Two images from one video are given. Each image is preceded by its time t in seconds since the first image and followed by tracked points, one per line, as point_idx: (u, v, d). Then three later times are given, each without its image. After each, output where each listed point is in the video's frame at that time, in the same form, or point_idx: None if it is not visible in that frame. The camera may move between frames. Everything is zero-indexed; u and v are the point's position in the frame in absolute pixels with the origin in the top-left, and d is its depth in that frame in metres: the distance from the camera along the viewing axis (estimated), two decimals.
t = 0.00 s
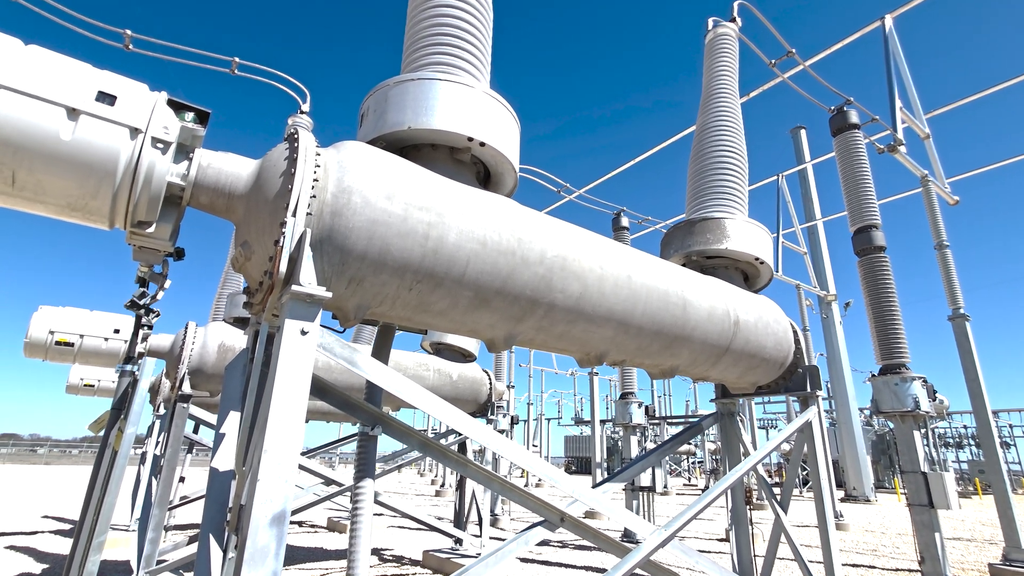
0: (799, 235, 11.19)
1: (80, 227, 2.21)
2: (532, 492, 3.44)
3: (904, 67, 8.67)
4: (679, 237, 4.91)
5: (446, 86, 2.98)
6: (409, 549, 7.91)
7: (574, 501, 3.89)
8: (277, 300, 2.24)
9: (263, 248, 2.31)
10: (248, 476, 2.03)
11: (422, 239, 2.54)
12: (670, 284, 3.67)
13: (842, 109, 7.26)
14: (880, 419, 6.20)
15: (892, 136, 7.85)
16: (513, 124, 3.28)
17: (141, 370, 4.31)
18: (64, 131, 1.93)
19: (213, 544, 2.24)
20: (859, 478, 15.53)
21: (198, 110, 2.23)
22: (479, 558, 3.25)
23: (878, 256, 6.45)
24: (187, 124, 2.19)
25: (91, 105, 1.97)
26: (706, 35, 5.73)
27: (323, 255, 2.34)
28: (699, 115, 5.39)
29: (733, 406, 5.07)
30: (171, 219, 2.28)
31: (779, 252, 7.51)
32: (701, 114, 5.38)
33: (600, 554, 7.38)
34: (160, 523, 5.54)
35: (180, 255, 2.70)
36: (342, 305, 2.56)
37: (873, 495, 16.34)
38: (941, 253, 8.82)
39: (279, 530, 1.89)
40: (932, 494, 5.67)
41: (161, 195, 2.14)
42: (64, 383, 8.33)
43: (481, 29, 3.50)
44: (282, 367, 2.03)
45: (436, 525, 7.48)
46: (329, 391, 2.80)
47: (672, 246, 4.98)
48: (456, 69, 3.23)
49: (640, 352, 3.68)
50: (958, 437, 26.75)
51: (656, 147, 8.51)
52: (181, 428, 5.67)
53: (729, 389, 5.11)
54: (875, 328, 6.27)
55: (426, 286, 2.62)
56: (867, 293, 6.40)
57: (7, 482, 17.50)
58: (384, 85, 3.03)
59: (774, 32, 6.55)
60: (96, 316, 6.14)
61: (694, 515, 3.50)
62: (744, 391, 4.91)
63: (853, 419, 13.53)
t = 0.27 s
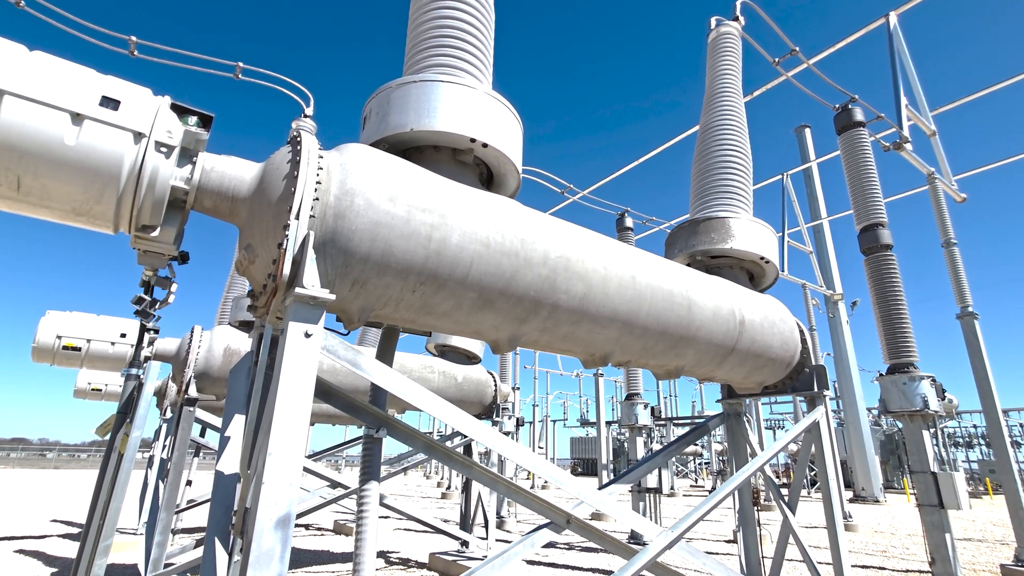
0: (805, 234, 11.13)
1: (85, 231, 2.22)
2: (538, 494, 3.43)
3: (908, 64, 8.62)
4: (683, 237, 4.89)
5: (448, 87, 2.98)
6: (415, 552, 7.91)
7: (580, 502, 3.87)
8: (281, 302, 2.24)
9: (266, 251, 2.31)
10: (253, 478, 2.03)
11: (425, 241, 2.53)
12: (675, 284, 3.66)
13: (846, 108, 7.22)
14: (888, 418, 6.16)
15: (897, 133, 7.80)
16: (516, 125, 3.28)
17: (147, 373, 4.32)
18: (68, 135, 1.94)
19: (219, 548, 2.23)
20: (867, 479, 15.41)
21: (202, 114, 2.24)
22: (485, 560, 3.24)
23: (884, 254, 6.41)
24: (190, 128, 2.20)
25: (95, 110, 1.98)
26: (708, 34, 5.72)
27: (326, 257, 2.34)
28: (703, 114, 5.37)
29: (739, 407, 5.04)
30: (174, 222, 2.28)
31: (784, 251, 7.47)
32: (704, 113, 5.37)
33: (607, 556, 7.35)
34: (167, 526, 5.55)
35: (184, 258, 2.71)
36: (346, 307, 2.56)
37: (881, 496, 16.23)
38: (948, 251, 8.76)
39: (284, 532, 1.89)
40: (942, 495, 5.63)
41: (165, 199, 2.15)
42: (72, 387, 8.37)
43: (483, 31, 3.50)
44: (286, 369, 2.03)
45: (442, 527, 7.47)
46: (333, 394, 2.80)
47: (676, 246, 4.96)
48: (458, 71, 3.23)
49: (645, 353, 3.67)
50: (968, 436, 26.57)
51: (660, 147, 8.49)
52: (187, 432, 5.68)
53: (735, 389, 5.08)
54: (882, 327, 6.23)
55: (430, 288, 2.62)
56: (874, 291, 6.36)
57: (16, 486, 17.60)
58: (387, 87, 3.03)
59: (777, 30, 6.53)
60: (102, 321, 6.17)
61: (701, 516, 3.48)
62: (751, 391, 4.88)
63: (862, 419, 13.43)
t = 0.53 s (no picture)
0: (809, 234, 11.10)
1: (93, 235, 2.23)
2: (544, 495, 3.42)
3: (913, 62, 8.59)
4: (688, 237, 4.88)
5: (453, 89, 2.98)
6: (420, 553, 7.90)
7: (587, 504, 3.86)
8: (288, 305, 2.25)
9: (273, 254, 2.32)
10: (262, 481, 2.03)
11: (431, 243, 2.54)
12: (681, 284, 3.65)
13: (851, 106, 7.20)
14: (895, 418, 6.13)
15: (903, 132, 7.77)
16: (520, 126, 3.28)
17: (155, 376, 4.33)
18: (77, 140, 1.95)
19: (228, 550, 2.24)
20: (873, 479, 15.35)
21: (208, 117, 2.25)
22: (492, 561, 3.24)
23: (890, 253, 6.39)
24: (197, 131, 2.21)
25: (103, 113, 1.99)
26: (712, 34, 5.71)
27: (333, 259, 2.35)
28: (707, 114, 5.36)
29: (745, 407, 5.03)
30: (182, 225, 2.29)
31: (789, 251, 7.45)
32: (708, 113, 5.36)
33: (612, 557, 7.33)
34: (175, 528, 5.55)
35: (192, 261, 2.72)
36: (352, 309, 2.57)
37: (888, 496, 16.15)
38: (954, 250, 8.71)
39: (293, 535, 1.89)
40: (950, 495, 5.60)
41: (173, 202, 2.16)
42: (78, 390, 8.42)
43: (487, 32, 3.50)
44: (294, 371, 2.04)
45: (448, 528, 7.46)
46: (339, 396, 2.80)
47: (682, 246, 4.95)
48: (462, 72, 3.23)
49: (651, 354, 3.66)
50: (974, 436, 26.43)
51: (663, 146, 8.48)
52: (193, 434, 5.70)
53: (741, 389, 5.07)
54: (889, 327, 6.21)
55: (436, 289, 2.62)
56: (880, 291, 6.34)
57: (22, 489, 17.70)
58: (392, 89, 3.03)
59: (781, 29, 6.51)
60: (109, 323, 6.20)
61: (708, 517, 3.47)
62: (757, 392, 4.87)
63: (867, 418, 13.38)
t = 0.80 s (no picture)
0: (811, 233, 11.09)
1: (102, 234, 2.22)
2: (551, 494, 3.42)
3: (916, 61, 8.58)
4: (694, 236, 4.87)
5: (461, 87, 2.97)
6: (423, 552, 7.90)
7: (593, 503, 3.86)
8: (299, 304, 2.24)
9: (284, 253, 2.31)
10: (274, 480, 2.02)
11: (440, 242, 2.53)
12: (688, 283, 3.64)
13: (854, 106, 7.19)
14: (899, 417, 6.13)
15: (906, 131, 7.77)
16: (528, 125, 3.27)
17: (165, 376, 4.32)
18: (88, 138, 1.94)
19: (239, 550, 2.23)
20: (874, 479, 15.35)
21: (218, 116, 2.24)
22: (499, 561, 3.24)
23: (894, 253, 6.38)
24: (207, 129, 2.20)
25: (114, 112, 1.98)
26: (717, 33, 5.69)
27: (343, 258, 2.34)
28: (712, 113, 5.35)
29: (751, 407, 5.02)
30: (191, 224, 2.28)
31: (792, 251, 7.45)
32: (713, 112, 5.35)
33: (615, 556, 7.33)
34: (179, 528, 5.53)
35: (200, 260, 2.71)
36: (361, 309, 2.56)
37: (888, 495, 16.16)
38: (957, 249, 8.71)
39: (306, 535, 1.89)
40: (954, 495, 5.60)
41: (183, 201, 2.15)
42: (80, 389, 8.41)
43: (494, 31, 3.49)
44: (305, 371, 2.03)
45: (451, 528, 7.45)
46: (347, 395, 2.79)
47: (687, 245, 4.94)
48: (470, 71, 3.22)
49: (658, 353, 3.65)
50: (975, 435, 26.46)
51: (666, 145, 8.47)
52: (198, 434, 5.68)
53: (746, 389, 5.06)
54: (892, 326, 6.20)
55: (445, 289, 2.61)
56: (884, 291, 6.33)
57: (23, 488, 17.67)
58: (400, 88, 3.03)
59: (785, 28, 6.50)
60: (112, 322, 6.19)
61: (716, 517, 3.46)
62: (762, 391, 4.86)
63: (869, 418, 13.37)
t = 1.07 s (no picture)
0: (810, 231, 11.11)
1: (109, 231, 2.21)
2: (557, 492, 3.41)
3: (916, 59, 8.59)
4: (697, 234, 4.87)
5: (468, 84, 2.96)
6: (424, 550, 7.90)
7: (598, 501, 3.86)
8: (308, 301, 2.22)
9: (292, 250, 2.29)
10: (284, 478, 2.02)
11: (448, 239, 2.52)
12: (693, 281, 3.64)
13: (855, 103, 7.20)
14: (899, 415, 6.15)
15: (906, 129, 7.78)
16: (534, 122, 3.26)
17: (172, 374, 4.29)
18: (96, 134, 1.93)
19: (248, 548, 2.22)
20: (872, 476, 15.39)
21: (226, 112, 2.22)
22: (505, 559, 3.24)
23: (895, 251, 6.39)
24: (214, 126, 2.18)
25: (122, 108, 1.97)
26: (719, 30, 5.69)
27: (351, 256, 2.32)
28: (714, 110, 5.35)
29: (753, 404, 5.02)
30: (199, 221, 2.27)
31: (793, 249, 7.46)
32: (716, 109, 5.34)
33: (616, 554, 7.34)
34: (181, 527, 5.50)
35: (206, 257, 2.70)
36: (369, 306, 2.55)
37: (886, 493, 16.21)
38: (957, 247, 8.73)
39: (317, 532, 1.89)
40: (954, 491, 5.61)
41: (191, 197, 2.14)
42: (80, 388, 8.37)
43: (499, 28, 3.48)
44: (315, 368, 2.02)
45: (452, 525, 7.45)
46: (354, 393, 2.79)
47: (690, 243, 4.94)
48: (476, 67, 3.21)
49: (663, 351, 3.65)
50: (971, 432, 26.57)
51: (667, 143, 8.46)
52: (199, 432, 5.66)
53: (749, 386, 5.06)
54: (893, 324, 6.21)
55: (452, 286, 2.60)
56: (885, 288, 6.34)
57: (20, 487, 17.59)
58: (406, 85, 3.01)
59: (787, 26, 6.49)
60: (113, 321, 6.16)
61: (721, 515, 3.46)
62: (765, 389, 4.86)
63: (867, 415, 13.41)
